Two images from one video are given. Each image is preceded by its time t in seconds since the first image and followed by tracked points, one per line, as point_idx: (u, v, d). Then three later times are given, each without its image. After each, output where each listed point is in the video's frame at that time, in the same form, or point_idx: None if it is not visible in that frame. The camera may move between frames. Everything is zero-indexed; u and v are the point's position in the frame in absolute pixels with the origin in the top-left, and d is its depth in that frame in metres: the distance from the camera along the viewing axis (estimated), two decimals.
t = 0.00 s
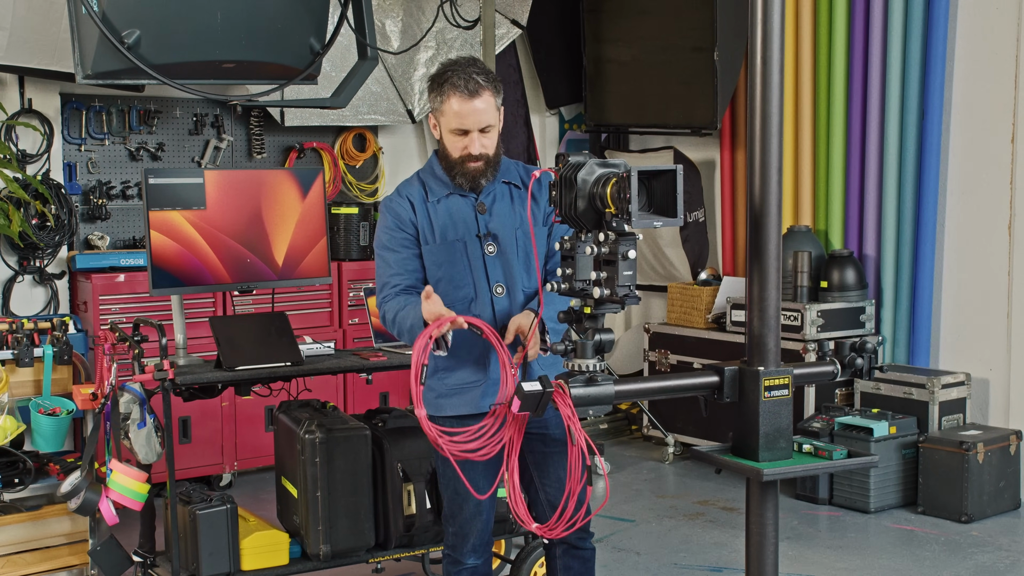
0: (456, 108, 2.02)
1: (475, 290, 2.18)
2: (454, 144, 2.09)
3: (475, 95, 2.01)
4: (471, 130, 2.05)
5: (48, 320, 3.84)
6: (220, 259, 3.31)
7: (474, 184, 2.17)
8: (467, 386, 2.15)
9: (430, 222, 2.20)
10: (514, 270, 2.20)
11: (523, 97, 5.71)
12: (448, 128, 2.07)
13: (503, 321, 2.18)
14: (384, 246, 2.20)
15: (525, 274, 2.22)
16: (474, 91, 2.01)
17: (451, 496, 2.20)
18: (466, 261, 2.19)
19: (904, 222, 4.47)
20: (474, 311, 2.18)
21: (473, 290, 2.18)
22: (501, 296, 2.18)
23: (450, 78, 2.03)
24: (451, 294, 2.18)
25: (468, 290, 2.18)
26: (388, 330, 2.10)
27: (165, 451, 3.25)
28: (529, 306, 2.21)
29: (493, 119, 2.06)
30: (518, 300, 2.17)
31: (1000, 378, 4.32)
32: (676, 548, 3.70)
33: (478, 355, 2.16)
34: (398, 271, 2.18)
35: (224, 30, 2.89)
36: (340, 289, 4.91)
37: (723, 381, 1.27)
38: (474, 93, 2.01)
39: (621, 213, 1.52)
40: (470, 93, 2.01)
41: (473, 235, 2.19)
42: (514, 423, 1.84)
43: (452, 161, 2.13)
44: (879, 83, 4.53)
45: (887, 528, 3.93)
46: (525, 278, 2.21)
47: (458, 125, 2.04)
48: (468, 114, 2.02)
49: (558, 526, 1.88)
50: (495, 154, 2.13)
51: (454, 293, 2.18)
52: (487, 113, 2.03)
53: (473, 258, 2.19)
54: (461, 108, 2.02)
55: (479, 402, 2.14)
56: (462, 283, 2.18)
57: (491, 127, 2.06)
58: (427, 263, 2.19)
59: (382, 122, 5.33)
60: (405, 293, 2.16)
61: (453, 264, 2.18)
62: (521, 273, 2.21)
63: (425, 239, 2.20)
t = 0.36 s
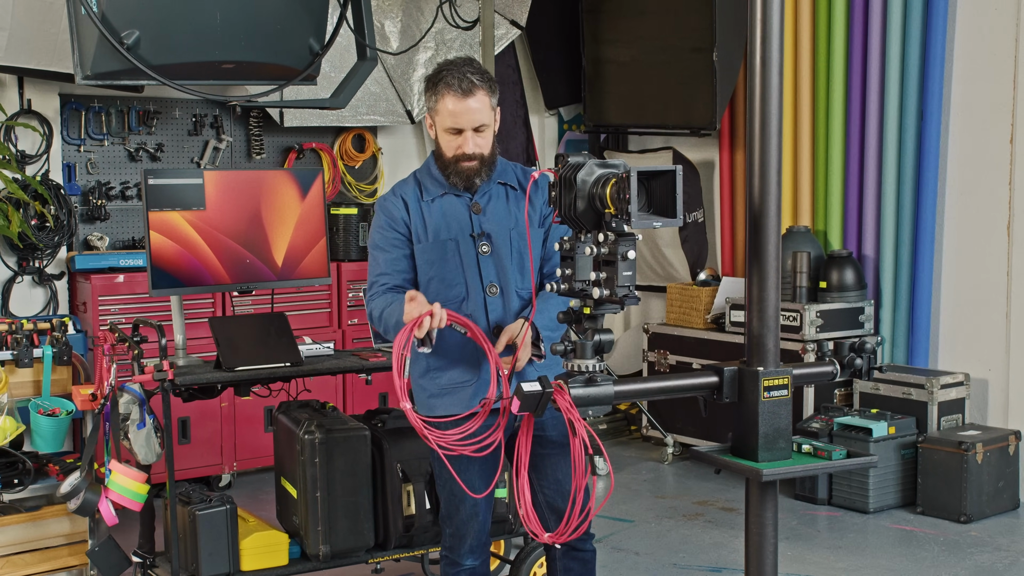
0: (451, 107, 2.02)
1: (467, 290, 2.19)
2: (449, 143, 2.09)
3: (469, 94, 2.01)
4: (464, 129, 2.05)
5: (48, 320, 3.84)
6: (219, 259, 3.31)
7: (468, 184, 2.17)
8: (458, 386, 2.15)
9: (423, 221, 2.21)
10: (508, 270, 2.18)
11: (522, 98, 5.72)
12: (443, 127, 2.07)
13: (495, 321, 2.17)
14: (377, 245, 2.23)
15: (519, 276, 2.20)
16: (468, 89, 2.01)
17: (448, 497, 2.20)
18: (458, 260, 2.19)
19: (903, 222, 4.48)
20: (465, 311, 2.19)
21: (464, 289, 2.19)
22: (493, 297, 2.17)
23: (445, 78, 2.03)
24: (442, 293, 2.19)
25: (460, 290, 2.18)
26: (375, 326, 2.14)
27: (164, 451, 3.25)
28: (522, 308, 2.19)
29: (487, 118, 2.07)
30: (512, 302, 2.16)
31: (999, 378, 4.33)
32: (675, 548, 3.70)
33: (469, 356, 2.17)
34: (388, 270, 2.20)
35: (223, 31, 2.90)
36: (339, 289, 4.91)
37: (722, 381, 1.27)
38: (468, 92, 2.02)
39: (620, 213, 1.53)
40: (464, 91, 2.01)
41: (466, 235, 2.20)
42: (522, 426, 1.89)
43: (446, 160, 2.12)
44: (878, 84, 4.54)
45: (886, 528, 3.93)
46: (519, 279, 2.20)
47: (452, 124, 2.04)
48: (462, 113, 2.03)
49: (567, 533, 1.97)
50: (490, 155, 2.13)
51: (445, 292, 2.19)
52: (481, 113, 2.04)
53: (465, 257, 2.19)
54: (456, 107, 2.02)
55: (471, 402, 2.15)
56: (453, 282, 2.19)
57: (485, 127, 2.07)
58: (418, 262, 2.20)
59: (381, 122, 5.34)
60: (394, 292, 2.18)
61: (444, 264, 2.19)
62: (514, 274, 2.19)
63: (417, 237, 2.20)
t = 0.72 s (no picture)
0: (446, 111, 2.01)
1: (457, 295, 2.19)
2: (443, 147, 2.08)
3: (463, 98, 2.00)
4: (459, 133, 2.05)
5: (47, 320, 3.83)
6: (218, 259, 3.31)
7: (464, 188, 2.17)
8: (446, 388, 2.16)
9: (415, 226, 2.22)
10: (499, 274, 2.19)
11: (521, 98, 5.72)
12: (438, 131, 2.06)
13: (486, 327, 2.18)
14: (369, 252, 2.26)
15: (511, 279, 2.19)
16: (463, 93, 2.00)
17: (444, 498, 2.20)
18: (449, 264, 2.20)
19: (902, 223, 4.48)
20: (456, 315, 2.20)
21: (455, 293, 2.20)
22: (484, 301, 2.18)
23: (439, 82, 2.02)
24: (433, 297, 2.20)
25: (450, 293, 2.20)
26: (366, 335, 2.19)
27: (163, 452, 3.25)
28: (513, 312, 2.20)
29: (483, 122, 2.06)
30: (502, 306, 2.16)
31: (997, 379, 4.33)
32: (674, 549, 3.70)
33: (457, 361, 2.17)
34: (377, 277, 2.25)
35: (222, 31, 2.90)
36: (338, 290, 4.91)
37: (721, 382, 1.27)
38: (462, 96, 2.00)
39: (619, 214, 1.53)
40: (458, 96, 2.00)
41: (458, 239, 2.20)
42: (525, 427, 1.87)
43: (441, 163, 2.12)
44: (876, 85, 4.54)
45: (885, 529, 3.93)
46: (511, 283, 2.19)
47: (447, 128, 2.04)
48: (456, 118, 2.02)
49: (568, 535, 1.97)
50: (486, 158, 2.12)
51: (436, 296, 2.20)
52: (476, 117, 2.03)
53: (456, 261, 2.20)
54: (451, 111, 2.01)
55: (459, 405, 2.14)
56: (444, 286, 2.20)
57: (480, 131, 2.06)
58: (410, 267, 2.22)
59: (380, 123, 5.35)
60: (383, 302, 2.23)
61: (435, 269, 2.20)
62: (505, 279, 2.19)
63: (408, 243, 2.22)
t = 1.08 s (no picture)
0: (439, 115, 2.01)
1: (453, 299, 2.20)
2: (436, 151, 2.09)
3: (455, 102, 2.00)
4: (451, 138, 2.05)
5: (47, 321, 3.83)
6: (218, 260, 3.31)
7: (456, 191, 2.17)
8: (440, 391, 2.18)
9: (412, 228, 2.23)
10: (495, 278, 2.18)
11: (520, 99, 5.72)
12: (431, 134, 2.07)
13: (482, 331, 2.19)
14: (367, 254, 2.27)
15: (507, 284, 2.19)
16: (453, 97, 2.00)
17: (441, 498, 2.20)
18: (446, 268, 2.20)
19: (901, 224, 4.48)
20: (452, 318, 2.20)
21: (451, 297, 2.20)
22: (480, 305, 2.18)
23: (431, 86, 2.03)
24: (430, 300, 2.21)
25: (447, 296, 2.20)
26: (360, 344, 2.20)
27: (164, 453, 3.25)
28: (511, 316, 2.19)
29: (475, 127, 2.06)
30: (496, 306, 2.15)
31: (997, 380, 4.33)
32: (674, 549, 3.70)
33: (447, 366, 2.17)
34: (376, 280, 2.24)
35: (222, 33, 2.90)
36: (338, 291, 4.91)
37: (721, 383, 1.27)
38: (454, 101, 2.00)
39: (620, 215, 1.52)
40: (449, 101, 2.00)
41: (455, 242, 2.20)
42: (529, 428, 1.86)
43: (435, 167, 2.14)
44: (876, 86, 4.55)
45: (885, 530, 3.93)
46: (507, 287, 2.19)
47: (438, 133, 2.04)
48: (449, 122, 2.02)
49: (571, 532, 1.94)
50: (479, 161, 2.12)
51: (433, 300, 2.21)
52: (469, 121, 2.03)
53: (453, 265, 2.20)
54: (443, 115, 2.02)
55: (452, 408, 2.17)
56: (441, 289, 2.20)
57: (472, 136, 2.06)
58: (407, 270, 2.22)
59: (380, 123, 5.35)
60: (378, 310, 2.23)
61: (431, 272, 2.20)
62: (500, 283, 2.18)
63: (406, 246, 2.23)
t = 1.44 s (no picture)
0: (440, 114, 2.02)
1: (458, 300, 2.20)
2: (437, 149, 2.09)
3: (456, 101, 2.01)
4: (452, 136, 2.05)
5: (47, 322, 3.83)
6: (219, 262, 3.32)
7: (458, 190, 2.17)
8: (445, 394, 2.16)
9: (417, 229, 2.23)
10: (499, 278, 2.19)
11: (521, 99, 5.72)
12: (432, 133, 2.07)
13: (485, 332, 2.18)
14: (370, 252, 2.23)
15: (512, 284, 2.20)
16: (454, 95, 2.01)
17: (443, 499, 2.20)
18: (451, 269, 2.20)
19: (902, 225, 4.49)
20: (456, 320, 2.20)
21: (455, 298, 2.20)
22: (485, 305, 2.18)
23: (432, 84, 2.03)
24: (434, 301, 2.20)
25: (451, 297, 2.20)
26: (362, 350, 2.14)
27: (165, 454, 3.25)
28: (514, 316, 2.19)
29: (476, 125, 2.06)
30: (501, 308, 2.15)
31: (997, 381, 4.33)
32: (674, 550, 3.70)
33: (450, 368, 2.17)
34: (381, 277, 2.19)
35: (223, 34, 2.91)
36: (339, 292, 4.92)
37: (722, 384, 1.27)
38: (455, 98, 2.01)
39: (621, 216, 1.53)
40: (451, 99, 2.00)
41: (459, 243, 2.20)
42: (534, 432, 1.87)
43: (435, 165, 2.13)
44: (876, 87, 4.55)
45: (886, 531, 3.93)
46: (511, 288, 2.20)
47: (440, 131, 2.04)
48: (450, 120, 2.02)
49: (579, 533, 1.95)
50: (481, 160, 2.12)
51: (437, 301, 2.20)
52: (470, 119, 2.03)
53: (457, 266, 2.20)
54: (445, 114, 2.02)
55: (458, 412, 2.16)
56: (445, 291, 2.20)
57: (473, 134, 2.06)
58: (410, 271, 2.21)
59: (380, 125, 5.35)
60: (383, 308, 2.17)
61: (436, 273, 2.20)
62: (506, 284, 2.19)
63: (411, 246, 2.22)
